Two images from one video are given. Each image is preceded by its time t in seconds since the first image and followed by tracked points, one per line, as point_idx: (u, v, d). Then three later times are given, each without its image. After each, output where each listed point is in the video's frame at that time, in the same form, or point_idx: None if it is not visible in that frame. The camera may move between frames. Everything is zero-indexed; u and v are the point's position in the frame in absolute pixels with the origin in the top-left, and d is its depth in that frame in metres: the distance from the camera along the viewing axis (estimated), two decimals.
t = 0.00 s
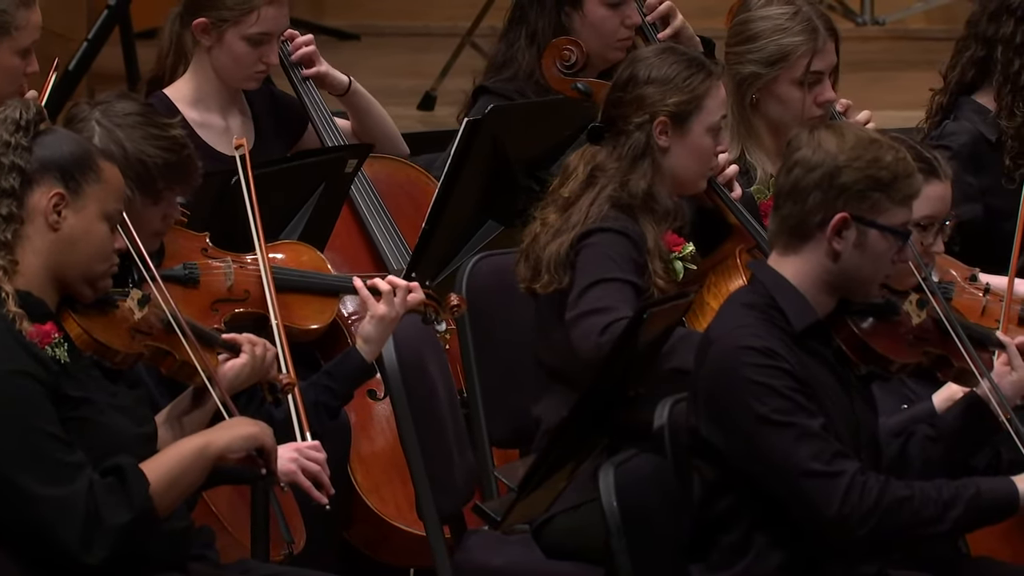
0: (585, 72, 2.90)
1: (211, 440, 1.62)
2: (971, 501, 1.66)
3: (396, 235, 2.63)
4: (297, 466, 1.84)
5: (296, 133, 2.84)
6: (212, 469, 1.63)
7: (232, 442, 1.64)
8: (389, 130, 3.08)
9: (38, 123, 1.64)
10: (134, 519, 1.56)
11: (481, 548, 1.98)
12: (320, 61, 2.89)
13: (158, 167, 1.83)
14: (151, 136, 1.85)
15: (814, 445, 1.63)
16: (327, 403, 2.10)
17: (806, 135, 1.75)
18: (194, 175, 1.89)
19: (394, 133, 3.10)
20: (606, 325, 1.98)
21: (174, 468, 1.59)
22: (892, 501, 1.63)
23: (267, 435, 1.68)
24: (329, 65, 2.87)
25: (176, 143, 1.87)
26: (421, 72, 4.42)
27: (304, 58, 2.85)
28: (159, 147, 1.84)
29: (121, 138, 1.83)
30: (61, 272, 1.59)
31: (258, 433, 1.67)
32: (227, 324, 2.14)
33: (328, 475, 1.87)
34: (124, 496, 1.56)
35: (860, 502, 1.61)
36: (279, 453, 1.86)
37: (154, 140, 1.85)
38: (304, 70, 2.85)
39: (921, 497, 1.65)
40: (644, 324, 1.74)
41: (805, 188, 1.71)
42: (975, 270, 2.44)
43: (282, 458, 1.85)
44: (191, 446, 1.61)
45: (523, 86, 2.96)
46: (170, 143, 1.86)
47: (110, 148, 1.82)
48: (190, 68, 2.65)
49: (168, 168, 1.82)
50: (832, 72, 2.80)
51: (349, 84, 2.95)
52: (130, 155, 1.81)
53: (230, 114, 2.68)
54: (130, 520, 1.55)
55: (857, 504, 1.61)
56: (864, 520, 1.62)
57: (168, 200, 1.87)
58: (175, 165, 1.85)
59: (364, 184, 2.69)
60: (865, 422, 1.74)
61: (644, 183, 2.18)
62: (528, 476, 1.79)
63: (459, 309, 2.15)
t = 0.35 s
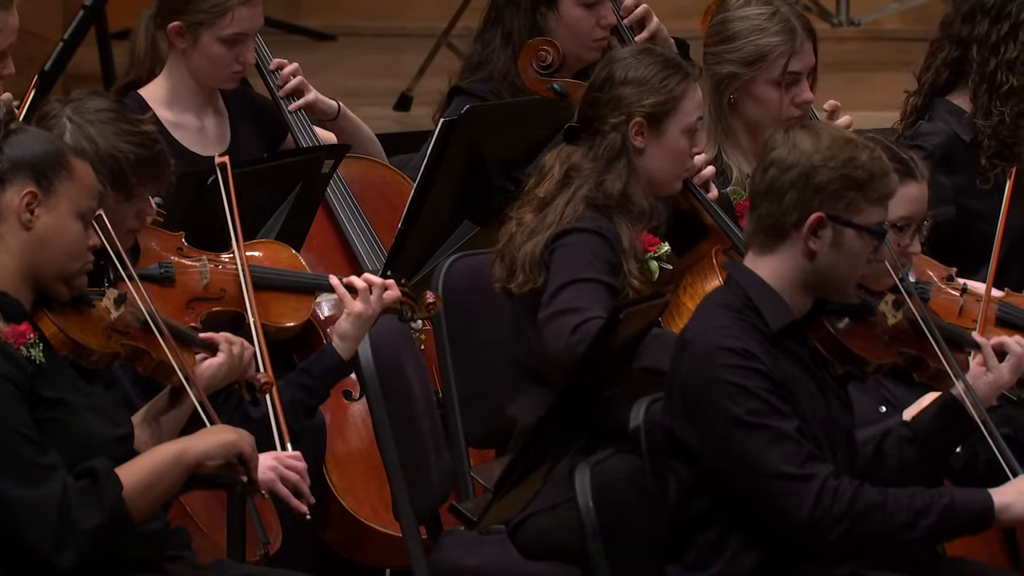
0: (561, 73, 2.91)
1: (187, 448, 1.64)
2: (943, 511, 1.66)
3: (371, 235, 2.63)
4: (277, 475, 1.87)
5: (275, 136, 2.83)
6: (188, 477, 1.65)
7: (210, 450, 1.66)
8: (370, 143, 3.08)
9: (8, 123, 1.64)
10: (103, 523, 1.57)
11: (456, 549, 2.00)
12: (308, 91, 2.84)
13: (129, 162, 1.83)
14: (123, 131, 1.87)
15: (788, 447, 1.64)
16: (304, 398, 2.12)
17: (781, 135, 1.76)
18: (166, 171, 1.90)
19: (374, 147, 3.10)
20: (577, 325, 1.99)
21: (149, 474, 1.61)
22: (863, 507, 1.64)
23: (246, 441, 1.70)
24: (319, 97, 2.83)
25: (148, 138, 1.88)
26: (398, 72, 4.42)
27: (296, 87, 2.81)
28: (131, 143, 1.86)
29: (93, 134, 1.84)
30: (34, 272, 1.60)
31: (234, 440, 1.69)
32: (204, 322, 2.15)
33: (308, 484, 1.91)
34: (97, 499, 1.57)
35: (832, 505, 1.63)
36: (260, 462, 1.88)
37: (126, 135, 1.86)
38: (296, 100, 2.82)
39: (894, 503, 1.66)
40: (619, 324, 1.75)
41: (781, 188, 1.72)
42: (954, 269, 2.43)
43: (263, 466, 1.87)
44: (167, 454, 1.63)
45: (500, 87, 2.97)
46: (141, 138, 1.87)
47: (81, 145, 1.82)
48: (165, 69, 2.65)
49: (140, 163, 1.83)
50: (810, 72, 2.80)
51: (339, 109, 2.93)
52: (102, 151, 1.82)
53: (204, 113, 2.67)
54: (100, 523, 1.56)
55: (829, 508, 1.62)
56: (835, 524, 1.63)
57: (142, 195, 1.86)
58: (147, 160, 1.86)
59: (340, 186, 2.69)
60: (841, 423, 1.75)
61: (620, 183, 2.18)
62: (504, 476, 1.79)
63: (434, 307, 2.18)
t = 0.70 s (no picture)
0: (538, 73, 2.91)
1: (162, 453, 1.64)
2: (918, 519, 1.68)
3: (348, 236, 2.63)
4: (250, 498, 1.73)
5: (252, 137, 2.83)
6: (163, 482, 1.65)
7: (184, 456, 1.66)
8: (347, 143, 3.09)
9: None
10: (77, 526, 1.57)
11: (431, 549, 2.01)
12: (285, 90, 2.85)
13: (120, 171, 1.87)
14: (116, 140, 1.90)
15: (762, 450, 1.64)
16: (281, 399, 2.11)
17: (757, 135, 1.77)
18: (157, 179, 1.93)
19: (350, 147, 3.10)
20: (547, 325, 1.99)
21: (122, 478, 1.61)
22: (837, 512, 1.65)
23: (222, 448, 1.70)
24: (295, 97, 2.84)
25: (140, 148, 1.91)
26: (374, 72, 4.41)
27: (272, 89, 2.82)
28: (122, 151, 1.89)
29: (87, 142, 1.88)
30: (10, 273, 1.60)
31: (209, 446, 1.69)
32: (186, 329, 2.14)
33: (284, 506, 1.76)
34: (70, 503, 1.57)
35: (805, 510, 1.63)
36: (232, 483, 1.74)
37: (117, 144, 1.89)
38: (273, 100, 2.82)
39: (869, 509, 1.67)
40: (595, 325, 1.74)
41: (757, 188, 1.72)
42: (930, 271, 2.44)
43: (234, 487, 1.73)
44: (142, 459, 1.63)
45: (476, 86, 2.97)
46: (134, 147, 1.91)
47: (74, 152, 1.87)
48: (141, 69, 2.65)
49: (130, 172, 1.86)
50: (787, 72, 2.81)
51: (314, 110, 2.93)
52: (93, 158, 1.86)
53: (181, 113, 2.67)
54: (73, 526, 1.56)
55: (801, 512, 1.63)
56: (808, 528, 1.64)
57: (132, 203, 1.90)
58: (139, 170, 1.89)
59: (316, 186, 2.68)
60: (816, 424, 1.76)
61: (595, 184, 2.19)
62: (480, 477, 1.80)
63: (418, 320, 2.20)
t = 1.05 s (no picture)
0: (515, 72, 2.91)
1: (140, 463, 1.64)
2: (893, 524, 1.69)
3: (325, 236, 2.63)
4: (224, 501, 1.82)
5: (231, 137, 2.83)
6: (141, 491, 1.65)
7: (162, 467, 1.65)
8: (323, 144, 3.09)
9: None
10: (48, 531, 1.56)
11: (408, 548, 2.01)
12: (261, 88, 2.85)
13: (93, 172, 1.86)
14: (90, 140, 1.89)
15: (738, 451, 1.65)
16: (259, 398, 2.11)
17: (735, 135, 1.78)
18: (127, 180, 1.92)
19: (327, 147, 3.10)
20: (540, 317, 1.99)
21: (98, 486, 1.61)
22: (812, 515, 1.66)
23: (202, 460, 1.69)
24: (270, 95, 2.84)
25: (114, 148, 1.91)
26: (352, 71, 4.41)
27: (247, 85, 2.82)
28: (97, 153, 1.88)
29: (61, 142, 1.86)
30: None
31: (188, 458, 1.68)
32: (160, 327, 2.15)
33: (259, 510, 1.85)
34: (42, 508, 1.56)
35: (779, 511, 1.64)
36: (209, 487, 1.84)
37: (89, 144, 1.88)
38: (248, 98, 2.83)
39: (845, 512, 1.68)
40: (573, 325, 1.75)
41: (735, 188, 1.74)
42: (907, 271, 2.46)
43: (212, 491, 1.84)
44: (118, 469, 1.63)
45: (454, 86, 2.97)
46: (108, 148, 1.90)
47: (47, 152, 1.85)
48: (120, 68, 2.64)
49: (104, 173, 1.85)
50: (763, 72, 2.82)
51: (291, 113, 2.93)
52: (65, 159, 1.84)
53: (160, 113, 2.66)
54: (43, 532, 1.56)
55: (776, 514, 1.64)
56: (782, 530, 1.65)
57: (104, 203, 1.89)
58: (110, 170, 1.88)
59: (294, 186, 2.68)
60: (793, 423, 1.77)
61: (570, 184, 2.19)
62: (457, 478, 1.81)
63: (394, 314, 2.19)
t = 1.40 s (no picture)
0: (493, 72, 2.92)
1: (113, 474, 1.64)
2: (863, 538, 1.68)
3: (303, 236, 2.63)
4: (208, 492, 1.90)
5: (208, 137, 2.83)
6: (115, 502, 1.65)
7: (137, 477, 1.66)
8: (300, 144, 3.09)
9: None
10: (15, 535, 1.55)
11: (385, 547, 2.00)
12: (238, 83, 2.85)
13: (49, 158, 1.83)
14: (43, 128, 1.86)
15: (711, 455, 1.65)
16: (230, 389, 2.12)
17: (715, 136, 1.79)
18: (83, 168, 1.90)
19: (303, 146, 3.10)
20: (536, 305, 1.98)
21: (70, 494, 1.61)
22: (781, 523, 1.65)
23: (178, 467, 1.70)
24: (247, 90, 2.84)
25: (65, 135, 1.88)
26: (329, 71, 4.40)
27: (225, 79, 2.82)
28: (50, 138, 1.86)
29: (14, 128, 1.82)
30: None
31: (163, 467, 1.68)
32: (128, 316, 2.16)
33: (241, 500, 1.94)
34: (10, 512, 1.55)
35: (750, 517, 1.64)
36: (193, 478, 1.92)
37: (45, 131, 1.86)
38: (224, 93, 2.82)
39: (814, 521, 1.67)
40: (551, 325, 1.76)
41: (715, 189, 1.74)
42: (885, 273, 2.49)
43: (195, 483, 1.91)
44: (90, 479, 1.62)
45: (433, 86, 2.98)
46: (61, 135, 1.88)
47: None
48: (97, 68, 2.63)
49: (61, 160, 1.83)
50: (738, 70, 2.83)
51: (269, 111, 2.93)
52: (22, 146, 1.81)
53: (137, 114, 2.66)
54: (10, 537, 1.55)
55: (746, 520, 1.64)
56: (751, 536, 1.65)
57: (60, 191, 1.86)
58: (66, 157, 1.86)
59: (271, 186, 2.69)
60: (771, 422, 1.78)
61: (549, 183, 2.20)
62: (435, 478, 1.81)
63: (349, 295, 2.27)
